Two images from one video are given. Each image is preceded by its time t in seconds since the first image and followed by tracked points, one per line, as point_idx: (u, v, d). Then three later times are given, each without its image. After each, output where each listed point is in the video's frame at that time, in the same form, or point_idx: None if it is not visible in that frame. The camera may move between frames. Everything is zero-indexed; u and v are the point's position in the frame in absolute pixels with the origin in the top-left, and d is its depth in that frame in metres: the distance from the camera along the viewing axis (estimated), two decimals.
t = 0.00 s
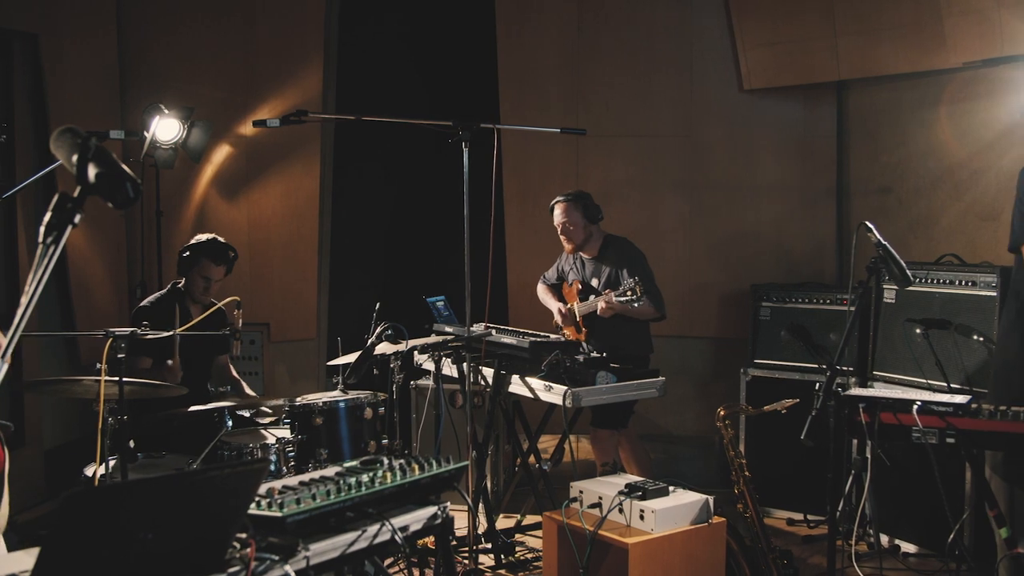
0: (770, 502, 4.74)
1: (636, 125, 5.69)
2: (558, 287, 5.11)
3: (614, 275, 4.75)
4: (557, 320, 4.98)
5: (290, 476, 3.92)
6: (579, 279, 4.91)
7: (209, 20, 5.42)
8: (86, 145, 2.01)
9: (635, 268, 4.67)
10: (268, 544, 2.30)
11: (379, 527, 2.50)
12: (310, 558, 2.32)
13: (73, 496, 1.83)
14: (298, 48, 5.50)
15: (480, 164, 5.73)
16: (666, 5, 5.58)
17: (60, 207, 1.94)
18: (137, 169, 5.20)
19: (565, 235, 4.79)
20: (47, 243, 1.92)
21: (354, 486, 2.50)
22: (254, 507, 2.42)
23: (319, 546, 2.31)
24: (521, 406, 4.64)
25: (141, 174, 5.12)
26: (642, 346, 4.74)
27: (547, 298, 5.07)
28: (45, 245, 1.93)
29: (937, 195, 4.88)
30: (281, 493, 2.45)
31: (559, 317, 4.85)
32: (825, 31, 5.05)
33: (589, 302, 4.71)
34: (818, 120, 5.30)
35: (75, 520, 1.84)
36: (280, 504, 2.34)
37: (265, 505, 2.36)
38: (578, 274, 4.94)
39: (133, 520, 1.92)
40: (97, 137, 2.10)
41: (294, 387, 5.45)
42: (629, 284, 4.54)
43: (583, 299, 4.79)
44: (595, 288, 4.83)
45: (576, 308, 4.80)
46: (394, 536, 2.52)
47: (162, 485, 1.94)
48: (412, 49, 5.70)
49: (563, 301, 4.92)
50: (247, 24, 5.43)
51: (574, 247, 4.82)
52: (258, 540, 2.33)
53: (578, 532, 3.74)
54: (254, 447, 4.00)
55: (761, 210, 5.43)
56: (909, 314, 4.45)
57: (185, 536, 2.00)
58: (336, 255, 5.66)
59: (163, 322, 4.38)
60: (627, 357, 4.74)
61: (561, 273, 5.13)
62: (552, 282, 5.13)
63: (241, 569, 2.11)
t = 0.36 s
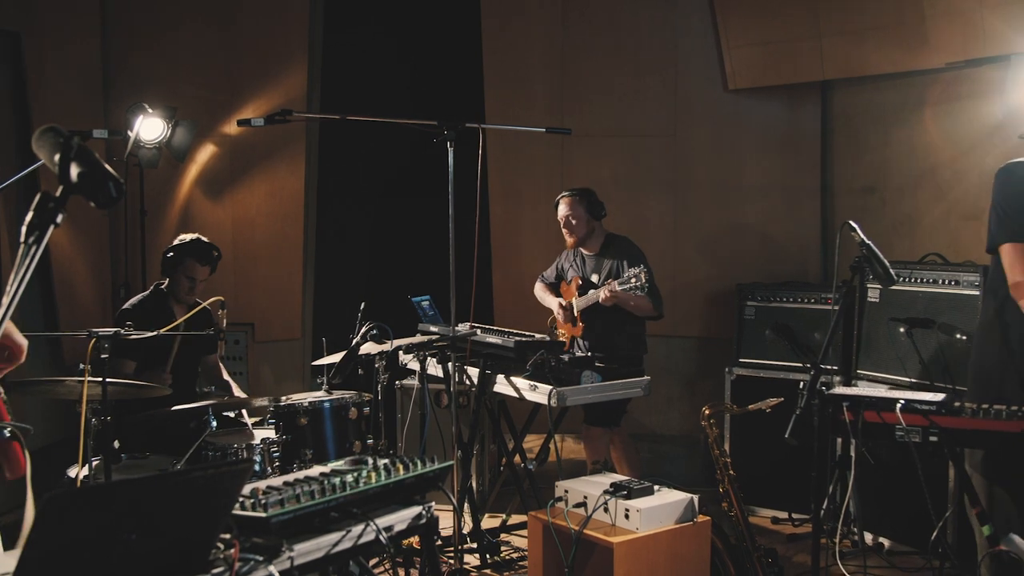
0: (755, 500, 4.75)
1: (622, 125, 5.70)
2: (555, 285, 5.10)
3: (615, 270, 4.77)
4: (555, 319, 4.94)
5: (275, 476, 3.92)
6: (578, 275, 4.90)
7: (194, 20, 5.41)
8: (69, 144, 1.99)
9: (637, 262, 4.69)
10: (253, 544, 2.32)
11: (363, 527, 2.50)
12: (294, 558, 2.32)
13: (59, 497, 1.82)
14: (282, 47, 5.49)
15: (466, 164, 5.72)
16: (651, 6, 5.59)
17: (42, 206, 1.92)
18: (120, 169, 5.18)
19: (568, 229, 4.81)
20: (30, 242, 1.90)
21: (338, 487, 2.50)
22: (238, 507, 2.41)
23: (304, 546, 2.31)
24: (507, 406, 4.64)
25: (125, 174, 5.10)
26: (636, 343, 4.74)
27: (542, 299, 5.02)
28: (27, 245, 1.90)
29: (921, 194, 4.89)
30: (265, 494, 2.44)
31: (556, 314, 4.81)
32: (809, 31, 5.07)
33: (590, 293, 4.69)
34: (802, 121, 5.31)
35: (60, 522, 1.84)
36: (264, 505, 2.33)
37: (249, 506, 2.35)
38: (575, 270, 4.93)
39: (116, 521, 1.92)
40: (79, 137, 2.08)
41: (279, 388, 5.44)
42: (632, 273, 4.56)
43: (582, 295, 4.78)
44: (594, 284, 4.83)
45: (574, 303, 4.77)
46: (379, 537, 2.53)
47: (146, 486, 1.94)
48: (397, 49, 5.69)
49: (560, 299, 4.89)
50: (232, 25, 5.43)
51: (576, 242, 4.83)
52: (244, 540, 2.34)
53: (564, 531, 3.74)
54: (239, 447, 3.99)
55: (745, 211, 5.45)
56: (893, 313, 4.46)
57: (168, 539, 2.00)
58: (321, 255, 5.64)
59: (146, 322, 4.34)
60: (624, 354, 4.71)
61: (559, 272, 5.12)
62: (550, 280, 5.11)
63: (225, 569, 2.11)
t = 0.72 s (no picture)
0: (739, 499, 4.76)
1: (605, 123, 5.71)
2: (558, 285, 5.11)
3: (620, 267, 4.76)
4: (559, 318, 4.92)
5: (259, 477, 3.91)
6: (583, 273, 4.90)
7: (176, 19, 5.39)
8: (51, 143, 1.99)
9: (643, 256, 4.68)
10: (235, 545, 2.31)
11: (347, 527, 2.50)
12: (278, 558, 2.32)
13: (40, 498, 1.80)
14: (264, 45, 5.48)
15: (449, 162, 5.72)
16: (635, 5, 5.60)
17: (23, 205, 1.91)
18: (103, 168, 5.16)
19: (578, 226, 4.86)
20: (10, 241, 1.90)
21: (322, 486, 2.50)
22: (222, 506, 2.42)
23: (287, 546, 2.31)
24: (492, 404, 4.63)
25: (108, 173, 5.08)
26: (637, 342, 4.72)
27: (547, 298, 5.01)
28: (8, 243, 1.90)
29: (904, 193, 4.91)
30: (248, 494, 2.44)
31: (562, 311, 4.79)
32: (791, 31, 5.09)
33: (598, 288, 4.67)
34: (785, 120, 5.34)
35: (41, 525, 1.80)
36: (247, 505, 2.33)
37: (231, 505, 2.35)
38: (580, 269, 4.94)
39: (99, 521, 1.90)
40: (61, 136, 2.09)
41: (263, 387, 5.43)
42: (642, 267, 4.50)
43: (587, 292, 4.78)
44: (599, 282, 4.82)
45: (580, 300, 4.76)
46: (363, 536, 2.53)
47: (123, 491, 1.93)
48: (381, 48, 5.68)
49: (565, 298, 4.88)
50: (215, 23, 5.42)
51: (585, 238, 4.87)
52: (226, 540, 2.34)
53: (548, 530, 3.74)
54: (222, 447, 3.97)
55: (729, 210, 5.47)
56: (876, 312, 4.48)
57: (147, 546, 1.99)
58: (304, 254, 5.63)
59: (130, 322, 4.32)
60: (627, 351, 4.70)
61: (562, 272, 5.13)
62: (553, 280, 5.11)
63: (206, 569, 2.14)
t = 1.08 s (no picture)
0: (725, 496, 4.78)
1: (592, 123, 5.71)
2: (562, 283, 5.09)
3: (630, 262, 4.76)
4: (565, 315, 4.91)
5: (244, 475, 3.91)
6: (592, 269, 4.90)
7: (161, 16, 5.37)
8: (33, 140, 1.99)
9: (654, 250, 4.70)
10: (220, 543, 2.32)
11: (333, 525, 2.50)
12: (263, 557, 2.31)
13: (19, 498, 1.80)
14: (249, 43, 5.47)
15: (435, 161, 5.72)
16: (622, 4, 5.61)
17: (5, 203, 1.91)
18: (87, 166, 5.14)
19: (587, 223, 4.86)
20: None
21: (308, 484, 2.49)
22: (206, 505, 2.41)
23: (272, 544, 2.31)
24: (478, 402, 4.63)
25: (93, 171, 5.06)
26: (644, 337, 4.72)
27: (552, 296, 4.98)
28: None
29: (888, 191, 4.93)
30: (233, 492, 2.44)
31: (570, 307, 4.78)
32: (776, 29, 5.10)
33: (609, 282, 4.67)
34: (771, 118, 5.37)
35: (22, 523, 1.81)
36: (232, 504, 2.32)
37: (216, 504, 2.35)
38: (587, 265, 4.94)
39: (81, 522, 1.89)
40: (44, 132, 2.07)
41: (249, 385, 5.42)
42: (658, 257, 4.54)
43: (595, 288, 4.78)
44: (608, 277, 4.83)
45: (588, 295, 4.75)
46: (348, 534, 2.53)
47: (106, 489, 1.92)
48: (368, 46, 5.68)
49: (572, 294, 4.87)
50: (200, 21, 5.39)
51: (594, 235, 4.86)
52: (211, 539, 2.34)
53: (534, 528, 3.74)
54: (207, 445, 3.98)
55: (715, 208, 5.49)
56: (861, 310, 4.49)
57: (131, 539, 1.98)
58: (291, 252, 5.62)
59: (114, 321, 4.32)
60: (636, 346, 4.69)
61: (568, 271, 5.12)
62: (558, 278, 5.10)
63: (192, 568, 2.09)
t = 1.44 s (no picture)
0: (708, 492, 4.80)
1: (577, 120, 5.73)
2: (571, 277, 5.09)
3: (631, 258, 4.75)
4: (575, 309, 4.88)
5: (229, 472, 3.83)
6: (602, 264, 4.86)
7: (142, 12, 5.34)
8: (14, 136, 1.97)
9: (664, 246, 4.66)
10: (203, 541, 2.32)
11: (316, 522, 2.51)
12: (247, 554, 2.30)
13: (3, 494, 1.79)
14: (231, 40, 5.45)
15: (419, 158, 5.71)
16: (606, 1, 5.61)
17: None
18: (68, 162, 5.11)
19: (597, 220, 4.81)
20: None
21: (291, 482, 2.50)
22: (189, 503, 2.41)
23: (256, 542, 2.30)
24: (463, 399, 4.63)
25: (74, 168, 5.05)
26: (655, 331, 4.70)
27: (560, 291, 4.98)
28: None
29: (872, 188, 4.95)
30: (216, 490, 2.44)
31: (580, 301, 4.78)
32: (761, 27, 5.11)
33: (620, 277, 4.65)
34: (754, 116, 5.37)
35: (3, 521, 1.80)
36: (214, 501, 2.33)
37: (199, 502, 2.36)
38: (597, 259, 4.91)
39: (64, 519, 1.88)
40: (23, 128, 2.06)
41: (232, 383, 5.42)
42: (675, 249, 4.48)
43: (605, 283, 4.75)
44: (619, 271, 4.79)
45: (598, 290, 4.74)
46: (332, 531, 2.54)
47: (89, 487, 1.92)
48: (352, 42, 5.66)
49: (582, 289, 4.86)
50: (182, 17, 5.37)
51: (604, 232, 4.82)
52: (194, 537, 2.33)
53: (519, 524, 3.74)
54: (190, 443, 3.83)
55: (698, 205, 5.50)
56: (845, 306, 4.50)
57: (121, 539, 2.01)
58: (275, 249, 5.61)
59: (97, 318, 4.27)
60: (649, 341, 4.67)
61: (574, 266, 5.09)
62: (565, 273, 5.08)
63: (174, 567, 2.12)
